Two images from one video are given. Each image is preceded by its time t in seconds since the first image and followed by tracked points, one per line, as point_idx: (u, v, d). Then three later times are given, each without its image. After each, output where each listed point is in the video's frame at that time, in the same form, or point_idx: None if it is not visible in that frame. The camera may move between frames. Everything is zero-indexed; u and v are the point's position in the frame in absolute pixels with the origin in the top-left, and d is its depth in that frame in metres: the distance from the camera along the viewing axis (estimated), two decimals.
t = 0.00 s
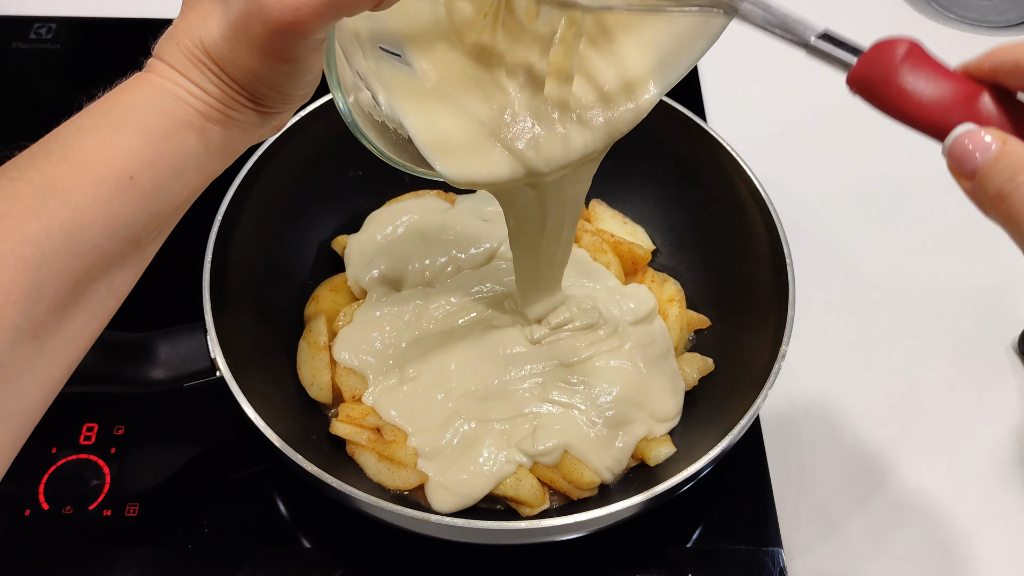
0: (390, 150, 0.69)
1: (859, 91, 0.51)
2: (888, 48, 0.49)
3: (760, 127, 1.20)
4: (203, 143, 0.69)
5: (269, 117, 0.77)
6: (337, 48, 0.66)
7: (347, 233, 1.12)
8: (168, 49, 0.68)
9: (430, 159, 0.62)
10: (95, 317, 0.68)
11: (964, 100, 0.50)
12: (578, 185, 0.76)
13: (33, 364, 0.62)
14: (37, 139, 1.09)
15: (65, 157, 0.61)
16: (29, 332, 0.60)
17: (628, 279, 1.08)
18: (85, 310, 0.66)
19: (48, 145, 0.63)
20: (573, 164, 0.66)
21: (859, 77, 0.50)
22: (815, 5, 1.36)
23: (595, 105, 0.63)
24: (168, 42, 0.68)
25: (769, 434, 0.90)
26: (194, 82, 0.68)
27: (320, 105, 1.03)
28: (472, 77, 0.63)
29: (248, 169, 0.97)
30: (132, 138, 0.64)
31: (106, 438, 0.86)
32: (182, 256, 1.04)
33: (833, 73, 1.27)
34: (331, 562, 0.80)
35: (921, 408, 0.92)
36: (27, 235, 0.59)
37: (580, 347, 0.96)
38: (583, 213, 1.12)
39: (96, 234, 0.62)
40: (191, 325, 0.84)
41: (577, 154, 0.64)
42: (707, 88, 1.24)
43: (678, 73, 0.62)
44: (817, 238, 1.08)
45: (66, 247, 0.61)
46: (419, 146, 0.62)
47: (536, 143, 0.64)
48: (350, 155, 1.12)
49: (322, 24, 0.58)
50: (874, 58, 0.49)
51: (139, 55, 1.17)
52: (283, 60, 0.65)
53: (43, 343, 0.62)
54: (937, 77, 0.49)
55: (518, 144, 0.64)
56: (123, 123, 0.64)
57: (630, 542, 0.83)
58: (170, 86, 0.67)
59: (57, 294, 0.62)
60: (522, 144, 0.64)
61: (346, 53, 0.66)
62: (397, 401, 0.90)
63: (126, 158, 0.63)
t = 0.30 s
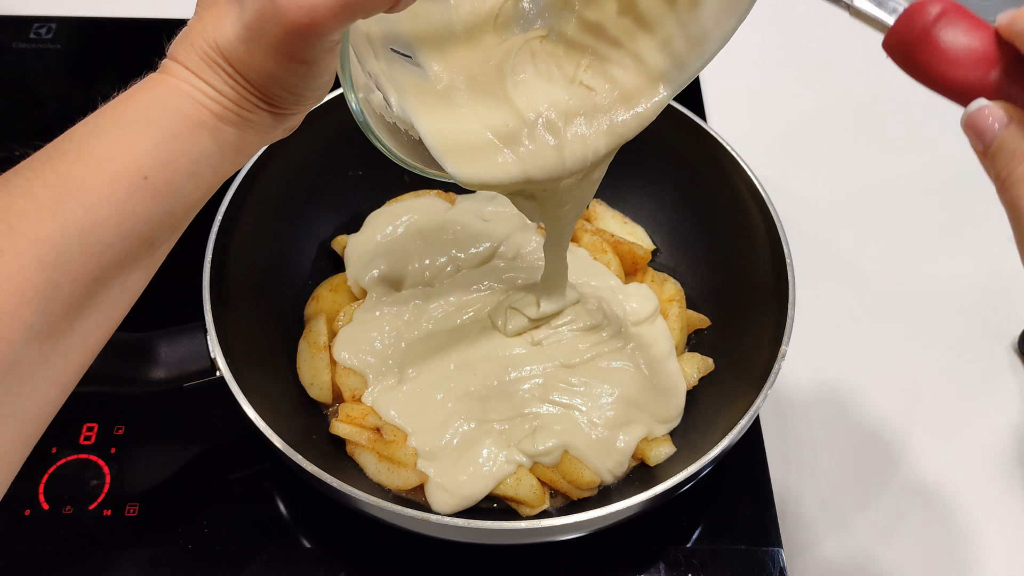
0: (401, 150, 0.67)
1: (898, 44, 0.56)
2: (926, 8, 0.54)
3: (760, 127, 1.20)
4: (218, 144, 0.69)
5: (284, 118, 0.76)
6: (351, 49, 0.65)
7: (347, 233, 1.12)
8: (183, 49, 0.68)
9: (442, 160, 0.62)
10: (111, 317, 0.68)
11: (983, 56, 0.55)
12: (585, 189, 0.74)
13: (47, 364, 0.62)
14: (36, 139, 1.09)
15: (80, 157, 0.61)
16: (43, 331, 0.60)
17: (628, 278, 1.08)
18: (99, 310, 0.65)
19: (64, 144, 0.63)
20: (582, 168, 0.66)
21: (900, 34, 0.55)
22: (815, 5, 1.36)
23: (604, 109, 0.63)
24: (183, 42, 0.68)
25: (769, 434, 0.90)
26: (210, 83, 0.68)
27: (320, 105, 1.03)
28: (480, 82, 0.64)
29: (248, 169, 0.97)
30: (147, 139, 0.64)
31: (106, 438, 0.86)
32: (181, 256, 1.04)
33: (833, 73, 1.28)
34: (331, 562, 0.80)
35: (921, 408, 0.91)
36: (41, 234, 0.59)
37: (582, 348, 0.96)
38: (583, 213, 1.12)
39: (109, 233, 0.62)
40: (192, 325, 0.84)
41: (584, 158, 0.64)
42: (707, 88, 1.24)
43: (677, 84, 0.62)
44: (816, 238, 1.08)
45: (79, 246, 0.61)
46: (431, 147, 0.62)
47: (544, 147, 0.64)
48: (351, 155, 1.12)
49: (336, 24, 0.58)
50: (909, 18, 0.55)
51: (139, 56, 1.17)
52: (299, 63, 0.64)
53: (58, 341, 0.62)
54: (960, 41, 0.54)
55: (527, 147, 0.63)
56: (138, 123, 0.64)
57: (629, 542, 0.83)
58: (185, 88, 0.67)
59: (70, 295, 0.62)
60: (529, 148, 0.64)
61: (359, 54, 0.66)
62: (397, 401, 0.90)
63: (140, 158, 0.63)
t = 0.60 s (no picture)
0: (394, 148, 0.68)
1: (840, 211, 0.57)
2: (859, 176, 0.55)
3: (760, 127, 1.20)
4: (211, 141, 0.70)
5: (276, 117, 0.77)
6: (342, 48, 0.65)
7: (347, 233, 1.12)
8: (176, 47, 0.68)
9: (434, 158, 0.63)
10: (104, 314, 0.68)
11: (922, 212, 0.56)
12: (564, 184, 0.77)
13: (41, 362, 0.62)
14: (36, 139, 1.09)
15: (73, 155, 0.62)
16: (36, 329, 0.60)
17: (629, 278, 1.08)
18: (93, 306, 0.66)
19: (57, 143, 0.64)
20: (570, 163, 0.67)
21: (839, 202, 0.56)
22: (816, 4, 1.36)
23: (594, 103, 0.63)
24: (177, 41, 0.68)
25: (769, 434, 0.90)
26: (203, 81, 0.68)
27: (319, 105, 1.03)
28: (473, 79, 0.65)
29: (248, 169, 0.97)
30: (140, 135, 0.64)
31: (105, 438, 0.86)
32: (181, 256, 1.04)
33: (833, 73, 1.27)
34: (331, 562, 0.80)
35: (921, 408, 0.91)
36: (34, 231, 0.59)
37: (582, 348, 0.96)
38: (584, 213, 1.12)
39: (103, 232, 0.62)
40: (191, 326, 0.84)
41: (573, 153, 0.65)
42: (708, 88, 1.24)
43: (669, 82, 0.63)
44: (816, 238, 1.08)
45: (73, 243, 0.61)
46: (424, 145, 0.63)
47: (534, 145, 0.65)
48: (350, 154, 1.12)
49: (330, 25, 0.59)
50: (845, 189, 0.55)
51: (138, 56, 1.17)
52: (292, 61, 0.65)
53: (52, 338, 0.62)
54: (900, 202, 0.55)
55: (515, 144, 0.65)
56: (131, 120, 0.64)
57: (629, 542, 0.83)
58: (178, 85, 0.68)
59: (65, 292, 0.62)
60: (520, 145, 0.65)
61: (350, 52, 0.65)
62: (397, 402, 0.90)
63: (133, 155, 0.63)
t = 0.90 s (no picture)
0: (397, 151, 0.69)
1: (870, 152, 0.53)
2: (889, 113, 0.52)
3: (760, 128, 1.20)
4: (208, 145, 0.69)
5: (276, 121, 0.77)
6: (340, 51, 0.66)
7: (347, 233, 1.12)
8: (172, 54, 0.68)
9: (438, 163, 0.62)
10: (105, 320, 0.68)
11: (964, 154, 0.51)
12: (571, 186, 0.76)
13: (40, 368, 0.62)
14: (37, 139, 1.09)
15: (72, 160, 0.62)
16: (33, 334, 0.60)
17: (629, 278, 1.08)
18: (93, 310, 0.66)
19: (55, 149, 0.64)
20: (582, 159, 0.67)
21: (869, 142, 0.52)
22: (816, 4, 1.36)
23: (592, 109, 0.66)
24: (172, 47, 0.68)
25: (769, 434, 0.90)
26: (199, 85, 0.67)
27: (319, 106, 1.03)
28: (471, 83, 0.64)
29: (248, 168, 0.97)
30: (138, 140, 0.64)
31: (106, 438, 0.86)
32: (182, 256, 1.04)
33: (833, 72, 1.27)
34: (331, 562, 0.80)
35: (921, 408, 0.91)
36: (34, 235, 0.59)
37: (583, 349, 0.96)
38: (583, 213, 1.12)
39: (101, 235, 0.62)
40: (191, 325, 0.84)
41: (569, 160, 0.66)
42: (708, 88, 1.24)
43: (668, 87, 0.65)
44: (816, 238, 1.08)
45: (73, 248, 0.61)
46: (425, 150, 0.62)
47: (536, 148, 0.65)
48: (350, 155, 1.12)
49: (320, 19, 0.58)
50: (875, 126, 0.52)
51: (139, 56, 1.18)
52: (286, 60, 0.64)
53: (50, 344, 0.62)
54: (935, 141, 0.51)
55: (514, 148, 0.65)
56: (128, 126, 0.64)
57: (630, 543, 0.83)
58: (175, 90, 0.67)
59: (63, 294, 0.62)
60: (519, 150, 0.65)
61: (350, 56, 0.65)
62: (397, 402, 0.90)
63: (131, 160, 0.63)
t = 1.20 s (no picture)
0: (401, 152, 0.68)
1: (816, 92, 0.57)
2: (835, 55, 0.56)
3: (761, 127, 1.20)
4: (207, 148, 0.70)
5: (275, 122, 0.77)
6: (345, 53, 0.65)
7: (347, 233, 1.12)
8: (169, 60, 0.68)
9: (447, 164, 0.64)
10: (106, 330, 0.68)
11: (897, 89, 0.56)
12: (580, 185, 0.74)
13: (42, 373, 0.62)
14: (37, 139, 1.09)
15: (70, 167, 0.62)
16: (35, 342, 0.60)
17: (629, 278, 1.08)
18: (94, 319, 0.65)
19: (55, 157, 0.64)
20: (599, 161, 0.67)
21: (814, 81, 0.57)
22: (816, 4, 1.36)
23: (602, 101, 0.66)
24: (169, 53, 0.68)
25: (769, 434, 0.90)
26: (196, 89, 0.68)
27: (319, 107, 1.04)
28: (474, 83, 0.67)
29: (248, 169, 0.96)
30: (135, 145, 0.64)
31: (106, 438, 0.86)
32: (181, 256, 1.04)
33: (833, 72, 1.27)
34: (331, 562, 0.80)
35: (921, 408, 0.91)
36: (32, 243, 0.59)
37: (587, 351, 0.96)
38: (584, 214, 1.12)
39: (100, 242, 0.62)
40: (191, 325, 0.83)
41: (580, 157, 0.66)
42: (708, 88, 1.24)
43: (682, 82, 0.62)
44: (816, 238, 1.08)
45: (74, 255, 0.61)
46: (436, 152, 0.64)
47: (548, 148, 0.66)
48: (350, 155, 1.12)
49: (307, 14, 0.58)
50: (825, 64, 0.56)
51: (139, 56, 1.18)
52: (277, 58, 0.64)
53: (49, 354, 0.62)
54: (877, 80, 0.56)
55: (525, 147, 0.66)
56: (125, 130, 0.64)
57: (630, 543, 0.83)
58: (172, 94, 0.68)
59: (64, 302, 0.62)
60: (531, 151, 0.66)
61: (354, 59, 0.66)
62: (397, 401, 0.90)
63: (129, 165, 0.63)
